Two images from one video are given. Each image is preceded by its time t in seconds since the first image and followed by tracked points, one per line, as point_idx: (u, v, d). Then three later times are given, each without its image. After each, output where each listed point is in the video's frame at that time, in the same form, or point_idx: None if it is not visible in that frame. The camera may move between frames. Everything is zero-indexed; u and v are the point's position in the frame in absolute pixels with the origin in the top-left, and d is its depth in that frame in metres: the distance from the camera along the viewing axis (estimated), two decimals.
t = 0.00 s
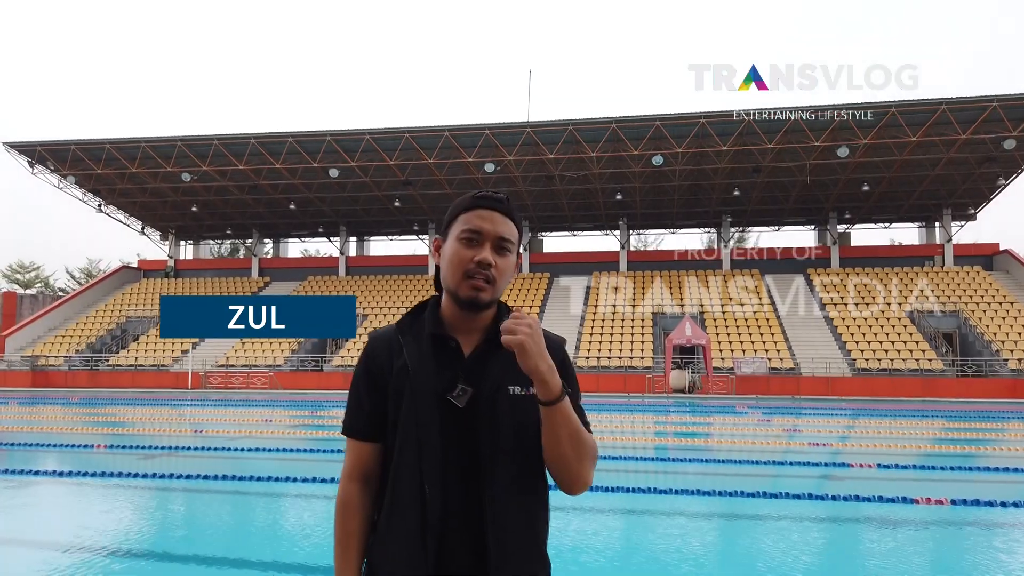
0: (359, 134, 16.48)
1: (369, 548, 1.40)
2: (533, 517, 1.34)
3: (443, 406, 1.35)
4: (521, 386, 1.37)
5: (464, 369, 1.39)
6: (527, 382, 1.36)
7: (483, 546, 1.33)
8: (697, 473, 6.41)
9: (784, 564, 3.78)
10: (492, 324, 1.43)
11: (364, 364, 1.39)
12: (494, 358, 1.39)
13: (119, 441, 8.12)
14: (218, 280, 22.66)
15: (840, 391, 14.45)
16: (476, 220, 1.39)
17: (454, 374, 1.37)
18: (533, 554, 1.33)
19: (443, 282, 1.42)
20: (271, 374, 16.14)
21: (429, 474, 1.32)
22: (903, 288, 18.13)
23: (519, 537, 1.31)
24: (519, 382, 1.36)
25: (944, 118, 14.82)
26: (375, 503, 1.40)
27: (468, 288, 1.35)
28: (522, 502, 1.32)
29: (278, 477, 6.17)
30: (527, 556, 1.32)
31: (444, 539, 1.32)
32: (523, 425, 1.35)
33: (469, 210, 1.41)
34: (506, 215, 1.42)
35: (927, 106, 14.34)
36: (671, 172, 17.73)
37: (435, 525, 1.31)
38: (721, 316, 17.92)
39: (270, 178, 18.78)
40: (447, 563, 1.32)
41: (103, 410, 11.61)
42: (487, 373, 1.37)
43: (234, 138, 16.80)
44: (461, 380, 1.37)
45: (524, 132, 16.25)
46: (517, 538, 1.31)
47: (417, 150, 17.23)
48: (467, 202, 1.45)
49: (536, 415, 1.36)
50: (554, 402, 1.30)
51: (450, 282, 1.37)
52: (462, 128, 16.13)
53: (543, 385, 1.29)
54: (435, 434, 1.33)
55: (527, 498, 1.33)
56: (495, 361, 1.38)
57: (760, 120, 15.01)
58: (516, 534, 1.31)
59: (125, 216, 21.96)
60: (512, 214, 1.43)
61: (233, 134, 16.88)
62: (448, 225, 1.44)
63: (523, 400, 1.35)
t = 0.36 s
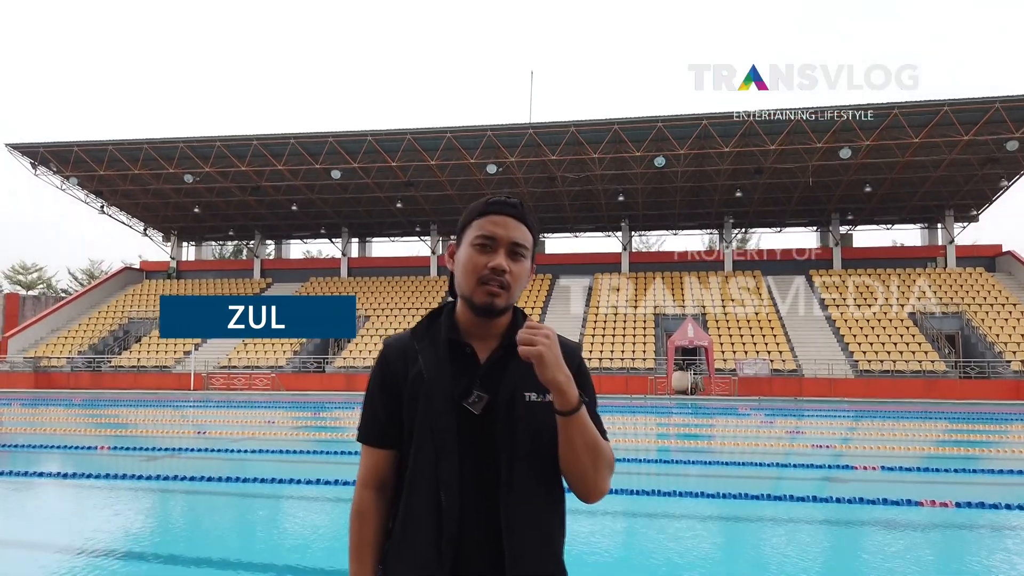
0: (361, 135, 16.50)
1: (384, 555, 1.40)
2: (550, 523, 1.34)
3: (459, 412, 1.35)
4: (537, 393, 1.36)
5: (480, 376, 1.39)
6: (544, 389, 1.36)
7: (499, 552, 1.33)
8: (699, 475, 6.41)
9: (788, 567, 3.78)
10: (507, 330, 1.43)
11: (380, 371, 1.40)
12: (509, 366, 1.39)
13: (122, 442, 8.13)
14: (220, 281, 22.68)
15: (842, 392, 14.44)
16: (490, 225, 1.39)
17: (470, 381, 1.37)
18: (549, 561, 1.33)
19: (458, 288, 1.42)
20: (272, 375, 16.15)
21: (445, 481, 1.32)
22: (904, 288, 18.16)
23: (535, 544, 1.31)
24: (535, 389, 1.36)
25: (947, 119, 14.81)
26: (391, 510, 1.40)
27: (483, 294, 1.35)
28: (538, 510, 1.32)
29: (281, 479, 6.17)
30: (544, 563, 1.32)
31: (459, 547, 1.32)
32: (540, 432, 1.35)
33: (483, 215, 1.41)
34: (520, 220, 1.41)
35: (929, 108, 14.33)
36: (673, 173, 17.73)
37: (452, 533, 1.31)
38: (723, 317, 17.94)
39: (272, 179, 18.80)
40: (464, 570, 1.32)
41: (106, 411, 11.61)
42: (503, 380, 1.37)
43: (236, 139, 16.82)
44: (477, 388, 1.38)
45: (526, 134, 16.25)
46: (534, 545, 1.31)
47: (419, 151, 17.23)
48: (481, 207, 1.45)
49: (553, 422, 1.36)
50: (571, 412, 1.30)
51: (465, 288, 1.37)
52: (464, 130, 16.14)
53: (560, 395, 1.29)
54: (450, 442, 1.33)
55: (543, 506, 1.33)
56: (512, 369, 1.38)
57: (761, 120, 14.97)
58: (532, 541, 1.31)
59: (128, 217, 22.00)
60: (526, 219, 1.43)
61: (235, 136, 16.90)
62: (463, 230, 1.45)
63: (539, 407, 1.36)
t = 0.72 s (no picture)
0: (362, 136, 16.51)
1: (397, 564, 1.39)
2: (564, 529, 1.35)
3: (473, 419, 1.35)
4: (550, 400, 1.37)
5: (493, 384, 1.39)
6: (557, 395, 1.37)
7: (514, 558, 1.33)
8: (698, 476, 6.42)
9: (788, 569, 3.78)
10: (520, 337, 1.43)
11: (393, 379, 1.39)
12: (522, 373, 1.40)
13: (123, 444, 8.13)
14: (220, 282, 22.69)
15: (842, 393, 14.44)
16: (504, 231, 1.39)
17: (483, 389, 1.38)
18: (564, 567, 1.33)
19: (470, 296, 1.42)
20: (273, 376, 16.16)
21: (459, 489, 1.32)
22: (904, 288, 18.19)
23: (549, 551, 1.32)
24: (549, 395, 1.37)
25: (946, 120, 14.83)
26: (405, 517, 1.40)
27: (496, 301, 1.35)
28: (553, 516, 1.33)
29: (282, 481, 6.17)
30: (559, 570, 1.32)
31: (474, 553, 1.32)
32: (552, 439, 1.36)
33: (496, 223, 1.41)
34: (532, 228, 1.42)
35: (928, 109, 14.35)
36: (673, 175, 17.73)
37: (468, 540, 1.31)
38: (723, 317, 17.97)
39: (273, 180, 18.79)
40: None
41: (107, 413, 11.63)
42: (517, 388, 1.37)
43: (237, 141, 16.82)
44: (490, 395, 1.38)
45: (526, 135, 16.26)
46: (549, 551, 1.31)
47: (419, 152, 17.24)
48: (493, 213, 1.45)
49: (569, 428, 1.36)
50: (586, 415, 1.32)
51: (478, 295, 1.38)
52: (464, 131, 16.15)
53: (577, 398, 1.30)
54: (465, 450, 1.33)
55: (557, 512, 1.33)
56: (525, 375, 1.39)
57: (761, 121, 14.97)
58: (547, 547, 1.31)
59: (128, 218, 22.00)
60: (538, 226, 1.43)
61: (236, 137, 16.91)
62: (475, 237, 1.45)
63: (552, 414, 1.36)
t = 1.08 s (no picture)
0: (358, 137, 16.49)
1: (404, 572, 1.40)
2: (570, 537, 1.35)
3: (478, 428, 1.34)
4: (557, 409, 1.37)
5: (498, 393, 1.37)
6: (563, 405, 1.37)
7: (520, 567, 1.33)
8: (695, 478, 6.42)
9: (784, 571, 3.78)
10: (524, 345, 1.42)
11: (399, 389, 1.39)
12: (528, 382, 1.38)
13: (119, 445, 8.10)
14: (217, 283, 22.64)
15: (839, 394, 14.46)
16: (504, 237, 1.39)
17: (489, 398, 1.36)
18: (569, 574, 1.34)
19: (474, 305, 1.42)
20: (270, 377, 16.13)
21: (464, 499, 1.31)
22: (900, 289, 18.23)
23: (556, 559, 1.32)
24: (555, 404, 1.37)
25: (943, 122, 14.86)
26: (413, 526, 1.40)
27: (499, 309, 1.34)
28: (558, 524, 1.32)
29: (279, 483, 6.15)
30: None
31: (480, 562, 1.32)
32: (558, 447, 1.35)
33: (496, 231, 1.41)
34: (534, 233, 1.42)
35: (924, 110, 14.38)
36: (670, 175, 17.74)
37: (474, 550, 1.31)
38: (720, 317, 18.02)
39: (270, 180, 18.76)
40: None
41: (103, 414, 11.60)
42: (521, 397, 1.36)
43: (233, 141, 16.78)
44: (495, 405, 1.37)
45: (524, 136, 16.25)
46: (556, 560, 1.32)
47: (416, 153, 17.22)
48: (494, 221, 1.44)
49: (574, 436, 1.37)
50: (588, 469, 1.31)
51: (481, 303, 1.37)
52: (461, 132, 16.13)
53: (579, 458, 1.28)
54: (470, 459, 1.32)
55: (562, 522, 1.33)
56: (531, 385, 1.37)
57: (758, 122, 14.98)
58: (552, 556, 1.31)
59: (124, 218, 21.93)
60: (539, 231, 1.43)
61: (232, 137, 16.87)
62: (476, 244, 1.44)
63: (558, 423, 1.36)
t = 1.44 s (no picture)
0: (357, 137, 16.47)
1: None
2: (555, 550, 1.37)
3: (482, 438, 1.34)
4: (560, 422, 1.39)
5: (503, 404, 1.38)
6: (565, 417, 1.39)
7: None
8: (693, 479, 6.43)
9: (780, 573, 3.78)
10: (529, 358, 1.43)
11: (403, 397, 1.39)
12: (533, 394, 1.39)
13: (117, 447, 8.09)
14: (215, 283, 22.62)
15: (837, 394, 14.47)
16: (517, 253, 1.38)
17: (493, 408, 1.36)
18: None
19: (481, 315, 1.42)
20: (268, 377, 16.13)
21: (465, 509, 1.31)
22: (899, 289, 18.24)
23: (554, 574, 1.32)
24: (558, 416, 1.38)
25: (940, 122, 14.89)
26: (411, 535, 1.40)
27: (508, 324, 1.35)
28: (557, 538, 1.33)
29: (277, 485, 6.15)
30: None
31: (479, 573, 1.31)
32: (560, 460, 1.36)
33: (509, 243, 1.40)
34: (548, 249, 1.41)
35: (922, 111, 14.40)
36: (669, 176, 17.75)
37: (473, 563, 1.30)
38: (718, 318, 18.03)
39: (268, 180, 18.75)
40: None
41: (102, 415, 11.57)
42: (526, 410, 1.37)
43: (232, 141, 16.76)
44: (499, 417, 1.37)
45: (522, 136, 16.26)
46: None
47: (414, 153, 17.22)
48: (505, 233, 1.44)
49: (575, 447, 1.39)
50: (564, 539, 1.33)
51: (490, 316, 1.37)
52: (459, 132, 16.13)
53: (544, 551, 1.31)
54: (473, 468, 1.31)
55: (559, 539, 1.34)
56: (535, 399, 1.38)
57: (757, 122, 14.99)
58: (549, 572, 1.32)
59: (122, 218, 21.91)
60: (553, 246, 1.42)
61: (231, 137, 16.85)
62: (486, 254, 1.44)
63: (561, 434, 1.38)
